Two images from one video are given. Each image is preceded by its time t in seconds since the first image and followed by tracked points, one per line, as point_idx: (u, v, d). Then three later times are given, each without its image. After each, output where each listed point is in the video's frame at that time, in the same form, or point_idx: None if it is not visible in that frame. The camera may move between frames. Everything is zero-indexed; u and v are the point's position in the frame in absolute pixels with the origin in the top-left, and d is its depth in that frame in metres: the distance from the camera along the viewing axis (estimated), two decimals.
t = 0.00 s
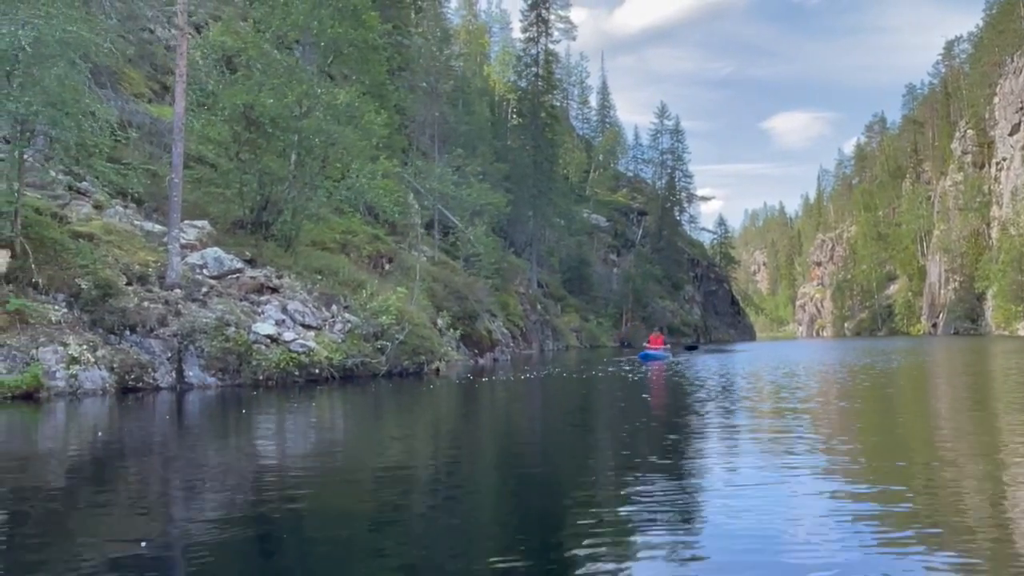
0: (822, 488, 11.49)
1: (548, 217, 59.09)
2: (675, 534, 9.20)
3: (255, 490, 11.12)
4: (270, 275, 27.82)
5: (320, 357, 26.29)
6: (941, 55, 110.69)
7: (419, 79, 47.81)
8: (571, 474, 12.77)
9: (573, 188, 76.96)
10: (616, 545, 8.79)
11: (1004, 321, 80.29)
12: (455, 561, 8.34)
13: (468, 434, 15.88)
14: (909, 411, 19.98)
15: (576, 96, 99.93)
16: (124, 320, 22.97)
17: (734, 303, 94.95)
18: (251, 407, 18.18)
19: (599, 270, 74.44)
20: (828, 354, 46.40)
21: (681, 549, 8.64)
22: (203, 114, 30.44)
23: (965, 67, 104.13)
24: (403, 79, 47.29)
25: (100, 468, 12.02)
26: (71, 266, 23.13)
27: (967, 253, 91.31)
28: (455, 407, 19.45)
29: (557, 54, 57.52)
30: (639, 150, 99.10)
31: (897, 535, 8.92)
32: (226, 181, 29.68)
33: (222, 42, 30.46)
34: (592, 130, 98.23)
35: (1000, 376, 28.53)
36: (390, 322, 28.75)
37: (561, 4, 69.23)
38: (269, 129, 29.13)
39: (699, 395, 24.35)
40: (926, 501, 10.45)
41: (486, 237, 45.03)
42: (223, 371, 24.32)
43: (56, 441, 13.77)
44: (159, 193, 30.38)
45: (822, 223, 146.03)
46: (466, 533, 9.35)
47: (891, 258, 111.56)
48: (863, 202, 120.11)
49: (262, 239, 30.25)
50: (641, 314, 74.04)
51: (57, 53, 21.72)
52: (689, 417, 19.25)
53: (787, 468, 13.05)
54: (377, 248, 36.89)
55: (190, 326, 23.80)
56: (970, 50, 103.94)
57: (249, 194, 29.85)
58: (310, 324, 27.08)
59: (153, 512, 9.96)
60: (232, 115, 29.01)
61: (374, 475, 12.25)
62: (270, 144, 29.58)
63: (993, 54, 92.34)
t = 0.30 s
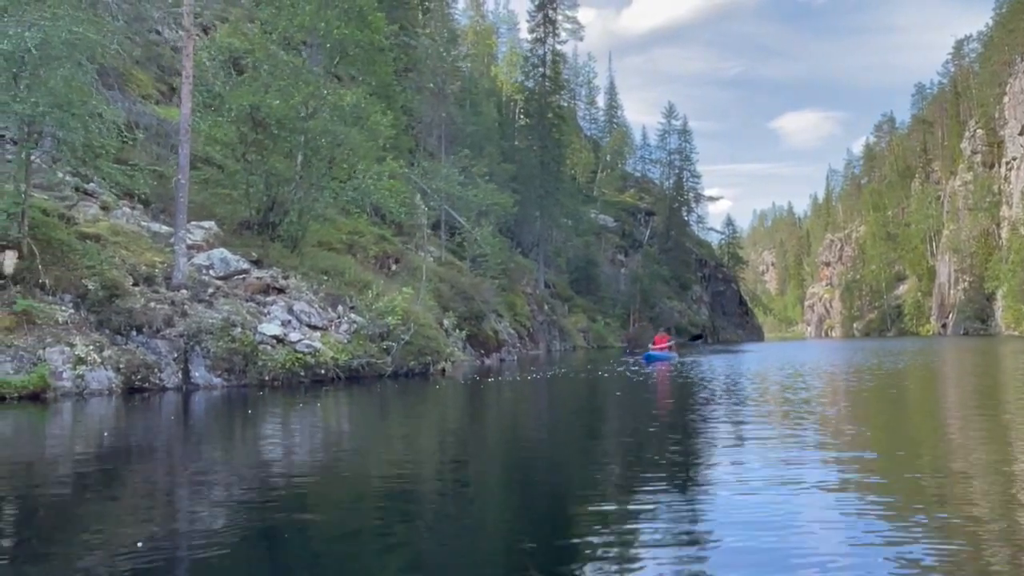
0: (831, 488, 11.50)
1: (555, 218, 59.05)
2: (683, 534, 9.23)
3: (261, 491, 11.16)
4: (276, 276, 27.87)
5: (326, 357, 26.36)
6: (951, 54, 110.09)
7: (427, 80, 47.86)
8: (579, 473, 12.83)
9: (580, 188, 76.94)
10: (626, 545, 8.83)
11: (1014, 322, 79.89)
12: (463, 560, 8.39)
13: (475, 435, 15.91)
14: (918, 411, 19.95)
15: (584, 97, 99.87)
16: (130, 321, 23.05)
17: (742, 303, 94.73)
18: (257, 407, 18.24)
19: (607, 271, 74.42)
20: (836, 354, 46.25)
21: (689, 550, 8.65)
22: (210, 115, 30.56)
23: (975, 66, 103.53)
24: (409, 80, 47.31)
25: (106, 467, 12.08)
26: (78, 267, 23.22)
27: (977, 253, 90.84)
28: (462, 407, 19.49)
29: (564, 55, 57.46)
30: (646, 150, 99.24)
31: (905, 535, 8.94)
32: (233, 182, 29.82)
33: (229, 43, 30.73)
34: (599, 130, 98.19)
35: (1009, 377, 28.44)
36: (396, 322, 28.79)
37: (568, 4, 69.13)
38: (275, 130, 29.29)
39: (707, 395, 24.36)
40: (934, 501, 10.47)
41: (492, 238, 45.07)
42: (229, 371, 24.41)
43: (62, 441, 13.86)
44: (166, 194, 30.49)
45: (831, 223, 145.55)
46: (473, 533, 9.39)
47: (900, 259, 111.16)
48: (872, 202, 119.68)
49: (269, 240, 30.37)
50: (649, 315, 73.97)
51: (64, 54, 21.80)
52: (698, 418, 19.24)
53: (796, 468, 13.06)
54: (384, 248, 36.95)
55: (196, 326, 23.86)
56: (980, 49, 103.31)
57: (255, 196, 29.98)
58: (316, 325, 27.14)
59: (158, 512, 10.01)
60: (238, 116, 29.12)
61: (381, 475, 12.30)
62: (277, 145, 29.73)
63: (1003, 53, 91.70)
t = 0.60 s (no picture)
0: (837, 488, 11.45)
1: (560, 217, 59.00)
2: (689, 534, 9.19)
3: (263, 490, 11.16)
4: (280, 275, 27.89)
5: (329, 357, 26.37)
6: (958, 52, 109.58)
7: (431, 79, 47.85)
8: (583, 473, 12.79)
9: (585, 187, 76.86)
10: (632, 545, 8.79)
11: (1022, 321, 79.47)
12: (467, 560, 8.37)
13: (479, 434, 15.89)
14: (926, 411, 19.84)
15: (589, 96, 99.75)
16: (134, 320, 23.11)
17: (748, 302, 94.51)
18: (260, 406, 18.24)
19: (612, 270, 74.35)
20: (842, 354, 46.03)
21: (695, 549, 8.61)
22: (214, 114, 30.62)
23: (983, 65, 103.04)
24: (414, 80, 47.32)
25: (109, 467, 12.09)
26: (82, 266, 23.29)
27: (984, 252, 90.44)
28: (467, 407, 19.44)
29: (569, 54, 57.38)
30: (652, 149, 99.21)
31: (912, 535, 8.90)
32: (238, 181, 29.90)
33: (234, 43, 30.46)
34: (605, 130, 98.10)
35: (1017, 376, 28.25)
36: (400, 321, 28.76)
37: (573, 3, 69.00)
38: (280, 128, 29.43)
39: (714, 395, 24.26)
40: (942, 501, 10.42)
41: (496, 237, 45.06)
42: (233, 371, 24.45)
43: (66, 440, 13.88)
44: (170, 194, 30.52)
45: (838, 222, 145.08)
46: (477, 533, 9.38)
47: (907, 257, 110.74)
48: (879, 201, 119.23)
49: (273, 239, 30.39)
50: (654, 314, 73.86)
51: (68, 54, 21.96)
52: (704, 417, 19.17)
53: (802, 468, 13.01)
54: (388, 248, 36.95)
55: (200, 326, 23.91)
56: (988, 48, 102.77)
57: (260, 195, 30.04)
58: (320, 324, 27.16)
59: (160, 511, 10.02)
60: (243, 115, 29.21)
61: (385, 474, 12.29)
62: (281, 144, 29.80)
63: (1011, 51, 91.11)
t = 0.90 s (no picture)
0: (843, 487, 11.38)
1: (564, 215, 58.99)
2: (694, 534, 9.14)
3: (264, 488, 11.15)
4: (282, 274, 27.90)
5: (331, 355, 26.38)
6: (964, 49, 109.22)
7: (435, 77, 47.86)
8: (585, 473, 12.72)
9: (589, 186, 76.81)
10: (636, 545, 8.74)
11: None
12: (470, 559, 8.36)
13: (480, 433, 15.87)
14: (932, 410, 19.68)
15: (593, 93, 99.68)
16: (136, 318, 23.14)
17: (752, 300, 94.41)
18: (261, 404, 18.24)
19: (616, 268, 74.33)
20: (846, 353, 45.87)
21: (700, 549, 8.56)
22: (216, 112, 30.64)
23: (988, 62, 102.65)
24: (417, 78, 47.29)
25: (109, 464, 12.11)
26: (84, 264, 23.32)
27: (989, 251, 90.21)
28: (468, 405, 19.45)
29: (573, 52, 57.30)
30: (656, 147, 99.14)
31: (919, 535, 8.84)
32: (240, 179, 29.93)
33: (237, 41, 30.01)
34: (609, 128, 98.03)
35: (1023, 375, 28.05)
36: (402, 320, 28.73)
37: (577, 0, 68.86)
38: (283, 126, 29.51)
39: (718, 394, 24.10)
40: (949, 501, 10.33)
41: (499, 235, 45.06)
42: (235, 369, 24.50)
43: (69, 438, 13.94)
44: (172, 192, 30.56)
45: (842, 220, 144.89)
46: (479, 532, 9.35)
47: (912, 256, 110.51)
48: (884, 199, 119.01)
49: (275, 237, 30.42)
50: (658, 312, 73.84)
51: (70, 52, 21.85)
52: (707, 417, 19.05)
53: (807, 467, 12.91)
54: (391, 246, 36.95)
55: (202, 324, 23.95)
56: (993, 45, 102.40)
57: (262, 193, 30.10)
58: (322, 322, 27.18)
59: (160, 509, 10.02)
60: (244, 113, 29.21)
61: (386, 473, 12.25)
62: (284, 142, 29.84)
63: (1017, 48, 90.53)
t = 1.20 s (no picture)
0: (845, 487, 11.34)
1: (566, 215, 58.98)
2: (695, 535, 9.11)
3: (262, 488, 11.14)
4: (282, 273, 27.91)
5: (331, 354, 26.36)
6: (967, 48, 108.86)
7: (436, 76, 47.85)
8: (586, 472, 12.68)
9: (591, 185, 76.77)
10: (638, 546, 8.72)
11: None
12: (468, 559, 8.35)
13: (479, 432, 15.85)
14: (935, 410, 19.57)
15: (595, 92, 99.59)
16: (136, 317, 23.17)
17: (755, 299, 94.35)
18: (261, 403, 18.25)
19: (618, 268, 74.32)
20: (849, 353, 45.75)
21: (702, 550, 8.53)
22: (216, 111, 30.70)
23: (992, 61, 102.24)
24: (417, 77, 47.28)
25: (108, 463, 12.12)
26: (84, 263, 23.33)
27: (992, 250, 90.01)
28: (468, 405, 19.41)
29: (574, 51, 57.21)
30: (658, 146, 99.02)
31: (921, 535, 8.81)
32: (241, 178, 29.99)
33: (238, 40, 29.93)
34: (611, 126, 97.94)
35: None
36: (402, 319, 28.73)
37: None
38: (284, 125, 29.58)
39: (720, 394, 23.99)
40: (951, 501, 10.29)
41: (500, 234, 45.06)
42: (234, 368, 24.53)
43: (68, 436, 13.97)
44: (173, 191, 30.61)
45: (845, 219, 144.80)
46: (477, 532, 9.34)
47: (915, 255, 110.37)
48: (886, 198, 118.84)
49: (276, 236, 30.46)
50: (660, 311, 73.84)
51: (70, 51, 21.89)
52: (708, 416, 18.96)
53: (809, 467, 12.84)
54: (392, 245, 36.95)
55: (202, 322, 23.99)
56: (997, 44, 102.01)
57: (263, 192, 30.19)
58: (322, 321, 27.20)
59: (157, 508, 10.03)
60: (245, 113, 29.24)
61: (385, 473, 12.24)
62: (284, 141, 29.89)
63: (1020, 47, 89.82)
